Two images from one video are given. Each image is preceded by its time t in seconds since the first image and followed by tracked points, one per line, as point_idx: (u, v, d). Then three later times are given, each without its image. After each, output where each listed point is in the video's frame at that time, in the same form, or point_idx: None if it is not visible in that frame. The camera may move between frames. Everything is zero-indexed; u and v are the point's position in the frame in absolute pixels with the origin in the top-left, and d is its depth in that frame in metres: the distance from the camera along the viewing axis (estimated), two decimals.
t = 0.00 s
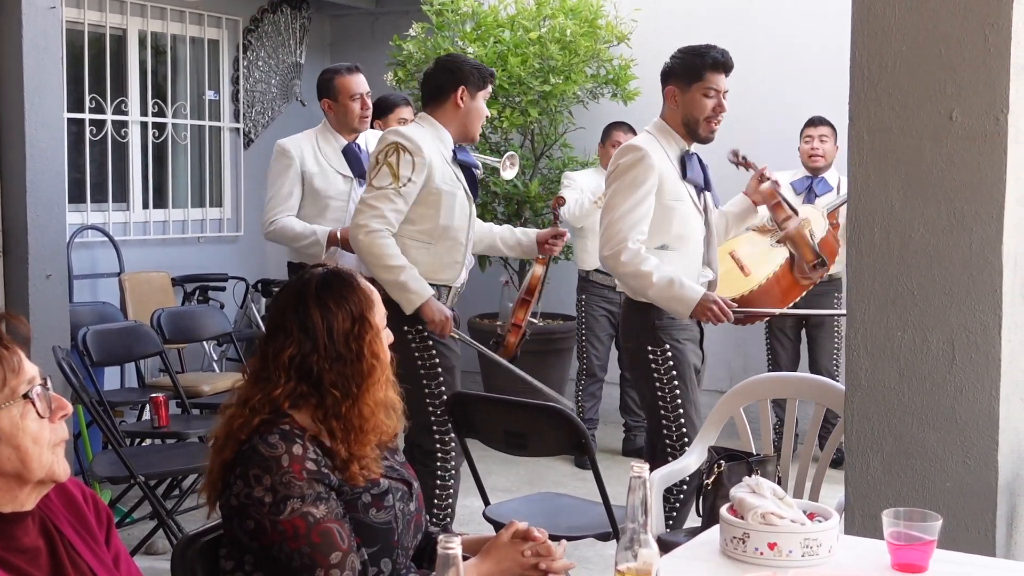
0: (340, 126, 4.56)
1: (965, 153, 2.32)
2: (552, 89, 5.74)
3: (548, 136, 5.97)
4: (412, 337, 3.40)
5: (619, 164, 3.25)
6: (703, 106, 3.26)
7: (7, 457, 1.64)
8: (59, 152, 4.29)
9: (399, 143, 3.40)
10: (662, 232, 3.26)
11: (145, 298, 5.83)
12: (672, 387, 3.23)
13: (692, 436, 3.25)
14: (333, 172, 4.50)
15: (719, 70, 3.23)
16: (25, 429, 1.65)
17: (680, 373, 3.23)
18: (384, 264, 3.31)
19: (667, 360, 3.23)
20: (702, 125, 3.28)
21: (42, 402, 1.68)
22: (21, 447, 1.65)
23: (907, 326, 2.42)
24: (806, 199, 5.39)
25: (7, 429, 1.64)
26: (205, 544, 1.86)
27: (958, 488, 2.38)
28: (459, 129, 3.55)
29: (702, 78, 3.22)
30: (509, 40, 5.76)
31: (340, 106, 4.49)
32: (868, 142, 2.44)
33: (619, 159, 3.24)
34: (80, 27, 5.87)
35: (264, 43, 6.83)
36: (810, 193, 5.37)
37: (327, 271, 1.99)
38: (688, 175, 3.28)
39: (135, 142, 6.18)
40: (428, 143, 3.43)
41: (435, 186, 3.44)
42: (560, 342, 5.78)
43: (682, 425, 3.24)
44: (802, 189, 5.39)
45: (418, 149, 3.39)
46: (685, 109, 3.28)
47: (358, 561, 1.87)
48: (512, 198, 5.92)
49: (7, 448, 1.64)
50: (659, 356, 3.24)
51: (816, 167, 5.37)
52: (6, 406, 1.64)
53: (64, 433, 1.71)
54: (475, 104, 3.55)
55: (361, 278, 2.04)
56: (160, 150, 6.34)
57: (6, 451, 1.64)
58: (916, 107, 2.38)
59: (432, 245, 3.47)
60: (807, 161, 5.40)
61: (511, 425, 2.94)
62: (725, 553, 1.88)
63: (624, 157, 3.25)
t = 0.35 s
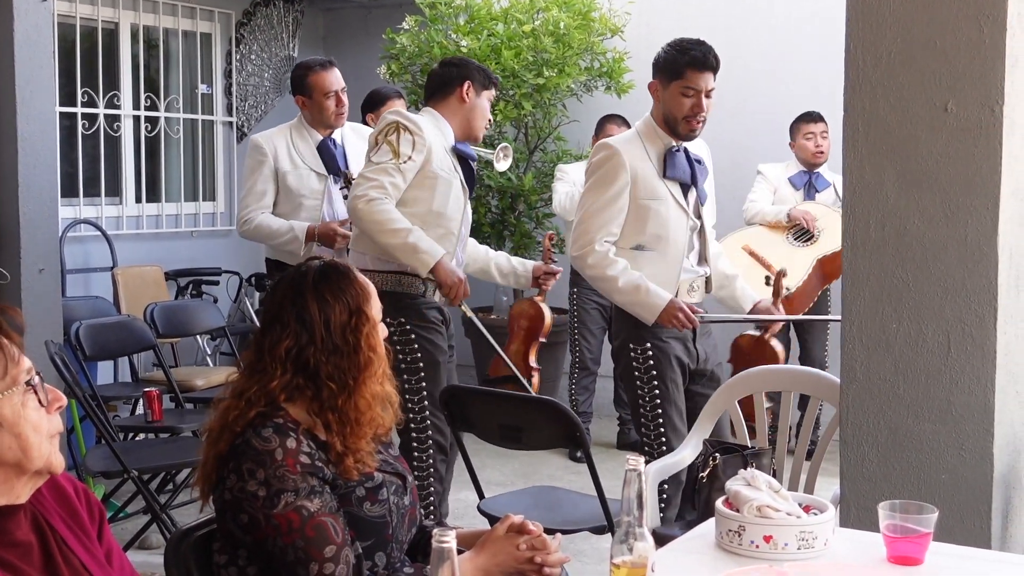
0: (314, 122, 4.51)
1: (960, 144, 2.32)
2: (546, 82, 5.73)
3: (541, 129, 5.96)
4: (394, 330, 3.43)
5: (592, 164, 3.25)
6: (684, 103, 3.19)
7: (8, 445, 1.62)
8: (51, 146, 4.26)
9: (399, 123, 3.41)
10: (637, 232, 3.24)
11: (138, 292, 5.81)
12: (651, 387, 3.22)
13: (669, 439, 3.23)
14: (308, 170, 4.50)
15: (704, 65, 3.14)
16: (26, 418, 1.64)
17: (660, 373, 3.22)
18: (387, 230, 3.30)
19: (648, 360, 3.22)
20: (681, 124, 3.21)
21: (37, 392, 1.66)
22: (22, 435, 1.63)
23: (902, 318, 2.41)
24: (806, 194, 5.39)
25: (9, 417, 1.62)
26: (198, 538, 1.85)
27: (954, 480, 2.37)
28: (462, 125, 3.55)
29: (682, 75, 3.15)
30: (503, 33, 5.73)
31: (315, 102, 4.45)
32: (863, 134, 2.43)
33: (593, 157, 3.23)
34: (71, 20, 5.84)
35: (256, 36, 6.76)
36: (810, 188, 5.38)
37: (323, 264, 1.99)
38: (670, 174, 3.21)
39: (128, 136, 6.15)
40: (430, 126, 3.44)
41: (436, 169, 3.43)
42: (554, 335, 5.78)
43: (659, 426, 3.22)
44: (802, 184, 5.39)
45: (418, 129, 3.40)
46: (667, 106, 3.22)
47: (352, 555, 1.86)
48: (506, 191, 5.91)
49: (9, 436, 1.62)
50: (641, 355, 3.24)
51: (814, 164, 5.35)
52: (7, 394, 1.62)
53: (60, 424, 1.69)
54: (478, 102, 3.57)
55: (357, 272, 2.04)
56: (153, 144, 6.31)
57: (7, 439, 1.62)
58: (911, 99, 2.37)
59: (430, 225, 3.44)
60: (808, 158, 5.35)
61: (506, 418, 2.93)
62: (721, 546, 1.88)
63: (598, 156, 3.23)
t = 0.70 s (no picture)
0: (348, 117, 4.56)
1: (954, 138, 2.32)
2: (541, 76, 5.73)
3: (537, 122, 5.96)
4: (422, 327, 3.49)
5: (603, 162, 3.18)
6: (700, 97, 3.16)
7: (12, 435, 1.63)
8: (46, 139, 4.25)
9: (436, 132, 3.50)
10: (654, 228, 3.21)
11: (133, 286, 5.81)
12: (654, 381, 3.20)
13: (670, 432, 3.20)
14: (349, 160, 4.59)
15: (716, 58, 3.14)
16: (28, 408, 1.65)
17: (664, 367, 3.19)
18: (477, 242, 3.51)
19: (652, 354, 3.20)
20: (700, 117, 3.19)
21: (36, 383, 1.69)
22: (25, 424, 1.64)
23: (896, 311, 2.41)
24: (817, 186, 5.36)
25: (13, 406, 1.63)
26: (192, 531, 1.85)
27: (947, 473, 2.38)
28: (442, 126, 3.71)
29: (695, 70, 3.15)
30: (498, 27, 5.71)
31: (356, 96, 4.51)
32: (858, 127, 2.43)
33: (606, 155, 3.16)
34: (66, 13, 5.83)
35: (252, 30, 6.79)
36: (821, 179, 5.34)
37: (316, 257, 1.99)
38: (681, 170, 3.20)
39: (123, 129, 6.13)
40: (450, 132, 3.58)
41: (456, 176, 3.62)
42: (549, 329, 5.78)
43: (660, 420, 3.20)
44: (812, 177, 5.35)
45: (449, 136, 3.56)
46: (680, 101, 3.20)
47: (346, 548, 1.86)
48: (501, 185, 5.91)
49: (12, 425, 1.63)
50: (644, 349, 3.21)
51: (818, 154, 5.34)
52: (12, 382, 1.64)
53: (59, 417, 1.71)
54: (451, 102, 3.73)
55: (350, 265, 2.04)
56: (148, 137, 6.30)
57: (10, 429, 1.63)
58: (906, 92, 2.37)
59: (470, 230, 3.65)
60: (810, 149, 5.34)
61: (502, 412, 2.93)
62: (715, 539, 1.88)
63: (611, 153, 3.17)
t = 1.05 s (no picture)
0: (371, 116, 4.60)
1: (952, 134, 2.32)
2: (540, 73, 5.73)
3: (535, 119, 5.96)
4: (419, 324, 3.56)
5: (671, 165, 3.15)
6: (717, 88, 3.32)
7: (17, 431, 1.64)
8: (45, 136, 4.25)
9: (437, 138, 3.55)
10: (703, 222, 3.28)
11: (132, 283, 5.81)
12: (702, 378, 3.28)
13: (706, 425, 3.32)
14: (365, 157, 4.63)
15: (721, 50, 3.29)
16: (34, 405, 1.65)
17: (710, 363, 3.30)
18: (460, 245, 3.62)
19: (702, 351, 3.28)
20: (715, 108, 3.34)
21: (42, 380, 1.69)
22: (31, 422, 1.65)
23: (894, 307, 2.42)
24: (820, 181, 5.39)
25: (20, 403, 1.64)
26: (192, 528, 1.85)
27: (945, 469, 2.39)
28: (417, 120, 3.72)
29: (714, 63, 3.28)
30: (497, 23, 5.72)
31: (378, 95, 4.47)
32: (856, 123, 2.44)
33: (681, 160, 3.14)
34: (64, 10, 5.82)
35: (250, 27, 6.79)
36: (823, 175, 5.37)
37: (314, 255, 1.99)
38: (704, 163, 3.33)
39: (122, 126, 6.13)
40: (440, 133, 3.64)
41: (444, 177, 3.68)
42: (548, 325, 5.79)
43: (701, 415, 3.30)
44: (813, 173, 5.38)
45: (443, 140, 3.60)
46: (703, 93, 3.31)
47: (347, 544, 1.86)
48: (500, 181, 5.91)
49: (18, 422, 1.64)
50: (694, 347, 3.27)
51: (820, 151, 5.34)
52: (19, 379, 1.64)
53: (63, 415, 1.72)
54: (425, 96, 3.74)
55: (348, 262, 2.04)
56: (147, 134, 6.30)
57: (16, 426, 1.64)
58: (904, 89, 2.37)
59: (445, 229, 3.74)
60: (811, 145, 5.34)
61: (501, 408, 2.94)
62: (713, 535, 1.89)
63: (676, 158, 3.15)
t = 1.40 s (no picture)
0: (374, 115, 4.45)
1: (955, 133, 2.32)
2: (543, 72, 5.72)
3: (539, 118, 5.96)
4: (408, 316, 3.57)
5: (684, 164, 3.14)
6: (731, 89, 3.33)
7: (25, 431, 1.65)
8: (49, 136, 4.26)
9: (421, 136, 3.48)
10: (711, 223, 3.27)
11: (136, 282, 5.82)
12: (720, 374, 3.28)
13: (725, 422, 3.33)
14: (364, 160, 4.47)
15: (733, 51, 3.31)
16: (42, 405, 1.67)
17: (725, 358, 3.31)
18: (437, 245, 3.51)
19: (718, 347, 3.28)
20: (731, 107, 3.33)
21: (49, 381, 1.71)
22: (39, 421, 1.66)
23: (898, 306, 2.42)
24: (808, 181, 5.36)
25: (28, 403, 1.66)
26: (198, 526, 1.86)
27: (949, 467, 2.39)
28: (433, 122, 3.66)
29: (727, 65, 3.29)
30: (500, 23, 5.72)
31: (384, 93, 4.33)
32: (859, 122, 2.44)
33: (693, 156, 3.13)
34: (68, 10, 5.84)
35: (254, 26, 6.79)
36: (811, 176, 5.33)
37: (318, 254, 1.99)
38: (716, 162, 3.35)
39: (125, 126, 6.14)
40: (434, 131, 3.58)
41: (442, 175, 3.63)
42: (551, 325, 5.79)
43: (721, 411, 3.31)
44: (804, 172, 5.36)
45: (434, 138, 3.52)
46: (717, 95, 3.31)
47: (351, 543, 1.86)
48: (503, 181, 5.92)
49: (26, 422, 1.65)
50: (711, 344, 3.27)
51: (817, 151, 5.31)
52: (28, 379, 1.66)
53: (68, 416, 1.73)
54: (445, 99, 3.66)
55: (352, 261, 2.04)
56: (150, 134, 6.30)
57: (23, 425, 1.65)
58: (907, 88, 2.37)
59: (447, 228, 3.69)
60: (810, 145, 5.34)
61: (504, 407, 2.94)
62: (717, 534, 1.89)
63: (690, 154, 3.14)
